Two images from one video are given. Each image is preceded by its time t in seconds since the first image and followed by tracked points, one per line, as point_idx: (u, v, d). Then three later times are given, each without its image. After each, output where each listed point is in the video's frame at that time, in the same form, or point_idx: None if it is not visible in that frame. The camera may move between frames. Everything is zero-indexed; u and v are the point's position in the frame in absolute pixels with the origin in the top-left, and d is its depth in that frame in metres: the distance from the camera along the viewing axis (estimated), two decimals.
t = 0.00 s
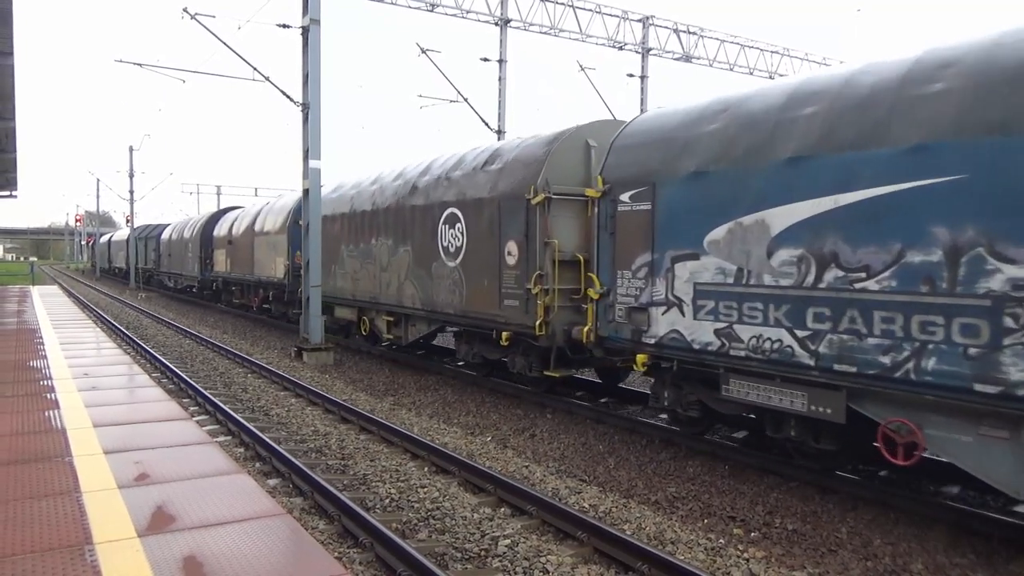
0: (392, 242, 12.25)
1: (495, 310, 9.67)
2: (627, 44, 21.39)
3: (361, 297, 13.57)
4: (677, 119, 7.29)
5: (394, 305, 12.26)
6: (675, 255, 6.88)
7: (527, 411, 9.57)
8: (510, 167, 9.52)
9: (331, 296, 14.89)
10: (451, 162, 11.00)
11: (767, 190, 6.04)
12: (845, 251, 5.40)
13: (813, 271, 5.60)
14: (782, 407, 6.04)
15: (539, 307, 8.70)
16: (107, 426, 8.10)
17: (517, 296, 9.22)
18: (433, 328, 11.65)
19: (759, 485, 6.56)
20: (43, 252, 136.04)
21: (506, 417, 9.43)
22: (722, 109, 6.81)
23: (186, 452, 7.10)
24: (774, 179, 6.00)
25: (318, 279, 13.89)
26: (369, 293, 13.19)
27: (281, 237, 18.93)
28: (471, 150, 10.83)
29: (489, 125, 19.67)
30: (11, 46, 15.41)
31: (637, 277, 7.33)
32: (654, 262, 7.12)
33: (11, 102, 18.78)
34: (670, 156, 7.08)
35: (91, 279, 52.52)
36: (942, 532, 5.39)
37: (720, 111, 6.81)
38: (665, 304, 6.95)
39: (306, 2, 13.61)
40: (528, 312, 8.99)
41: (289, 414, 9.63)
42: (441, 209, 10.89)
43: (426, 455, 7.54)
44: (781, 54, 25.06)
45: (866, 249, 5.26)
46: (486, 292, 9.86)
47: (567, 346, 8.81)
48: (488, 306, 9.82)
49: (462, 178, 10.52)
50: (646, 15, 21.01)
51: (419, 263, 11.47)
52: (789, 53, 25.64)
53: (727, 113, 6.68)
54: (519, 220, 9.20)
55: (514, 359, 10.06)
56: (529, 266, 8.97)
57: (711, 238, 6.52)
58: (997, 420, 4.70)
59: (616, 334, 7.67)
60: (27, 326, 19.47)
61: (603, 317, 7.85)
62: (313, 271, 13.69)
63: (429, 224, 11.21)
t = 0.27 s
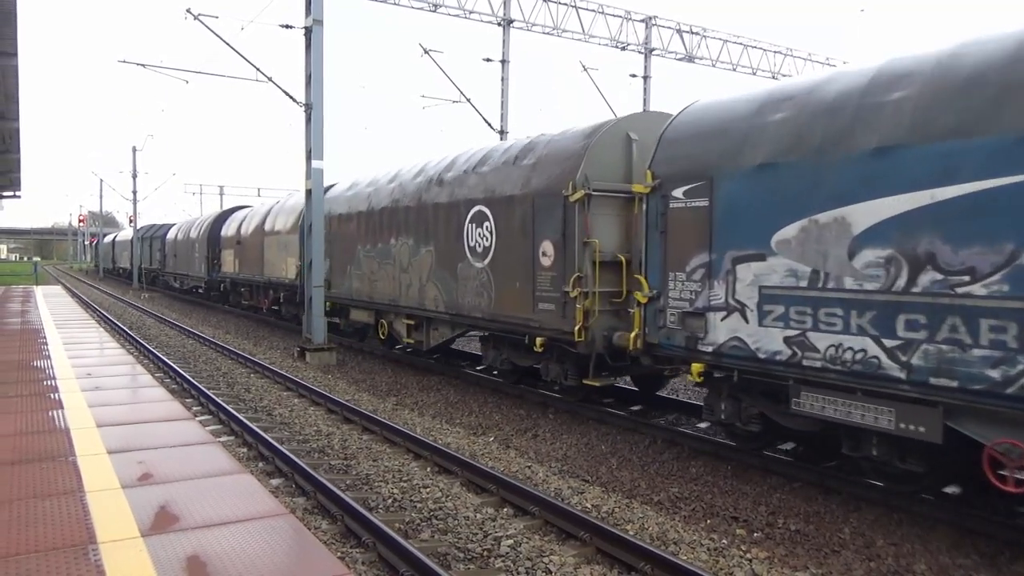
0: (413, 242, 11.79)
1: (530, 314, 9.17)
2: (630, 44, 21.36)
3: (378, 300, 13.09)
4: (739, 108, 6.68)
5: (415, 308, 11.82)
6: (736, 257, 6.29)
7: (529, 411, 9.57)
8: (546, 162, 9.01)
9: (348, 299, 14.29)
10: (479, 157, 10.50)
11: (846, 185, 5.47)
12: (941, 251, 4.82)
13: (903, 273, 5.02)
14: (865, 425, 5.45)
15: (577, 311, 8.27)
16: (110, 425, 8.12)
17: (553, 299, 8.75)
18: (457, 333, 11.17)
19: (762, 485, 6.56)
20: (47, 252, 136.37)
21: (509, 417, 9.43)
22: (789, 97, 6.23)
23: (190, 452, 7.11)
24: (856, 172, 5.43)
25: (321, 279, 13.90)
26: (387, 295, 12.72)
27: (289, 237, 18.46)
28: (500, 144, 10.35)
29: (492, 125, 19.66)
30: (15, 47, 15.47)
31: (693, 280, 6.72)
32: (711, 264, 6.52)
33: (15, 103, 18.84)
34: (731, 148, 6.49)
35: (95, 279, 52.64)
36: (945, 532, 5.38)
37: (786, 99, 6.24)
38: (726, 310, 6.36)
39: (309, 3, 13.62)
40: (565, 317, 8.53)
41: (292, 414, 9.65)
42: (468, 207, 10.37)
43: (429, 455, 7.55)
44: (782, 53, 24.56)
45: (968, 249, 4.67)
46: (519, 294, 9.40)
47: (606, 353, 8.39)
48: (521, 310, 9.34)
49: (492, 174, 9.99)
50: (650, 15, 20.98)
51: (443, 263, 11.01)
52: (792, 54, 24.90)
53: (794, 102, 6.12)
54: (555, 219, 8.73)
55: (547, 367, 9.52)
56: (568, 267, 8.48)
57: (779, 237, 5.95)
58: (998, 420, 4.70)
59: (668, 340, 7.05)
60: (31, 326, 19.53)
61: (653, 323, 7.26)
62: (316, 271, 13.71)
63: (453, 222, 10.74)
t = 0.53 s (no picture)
0: (435, 243, 11.32)
1: (566, 320, 8.62)
2: (630, 45, 21.38)
3: (396, 303, 12.58)
4: (813, 96, 6.10)
5: (436, 312, 11.34)
6: (807, 258, 5.77)
7: (529, 412, 9.57)
8: (583, 156, 8.53)
9: (364, 302, 13.79)
10: (508, 153, 9.97)
11: (937, 182, 4.93)
12: None
13: (1012, 277, 4.44)
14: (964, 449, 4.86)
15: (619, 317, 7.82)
16: (110, 425, 8.12)
17: (592, 304, 8.24)
18: (481, 338, 10.65)
19: (761, 486, 6.56)
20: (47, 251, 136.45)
21: (508, 418, 9.43)
22: (866, 82, 5.68)
23: (191, 452, 7.11)
24: (959, 162, 4.82)
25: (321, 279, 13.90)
26: (405, 297, 12.23)
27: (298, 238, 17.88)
28: (531, 139, 9.82)
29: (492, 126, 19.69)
30: (16, 47, 15.49)
31: (755, 284, 6.21)
32: (777, 266, 6.01)
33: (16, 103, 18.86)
34: (804, 137, 5.93)
35: (95, 278, 52.69)
36: (944, 534, 5.39)
37: (862, 85, 5.69)
38: (794, 317, 5.86)
39: (310, 3, 13.63)
40: (605, 323, 8.04)
41: (292, 414, 9.65)
42: (497, 205, 9.85)
43: (428, 456, 7.55)
44: (782, 55, 25.75)
45: None
46: (552, 298, 8.89)
47: (648, 362, 7.92)
48: (556, 315, 8.81)
49: (523, 169, 9.46)
50: (650, 16, 21.00)
51: (467, 265, 10.50)
52: (793, 54, 25.98)
53: (872, 88, 5.58)
54: (594, 218, 8.21)
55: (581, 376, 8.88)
56: (608, 271, 8.02)
57: (859, 237, 5.39)
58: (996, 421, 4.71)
59: (723, 349, 6.56)
60: (31, 326, 19.54)
61: (705, 330, 6.78)
62: (316, 271, 13.70)
63: (479, 221, 10.24)
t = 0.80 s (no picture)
0: (460, 243, 10.69)
1: (611, 327, 7.98)
2: (633, 46, 21.38)
3: (417, 307, 11.92)
4: (909, 79, 5.38)
5: (461, 316, 10.68)
6: (901, 260, 5.14)
7: (530, 413, 9.57)
8: (629, 149, 7.87)
9: (382, 306, 13.17)
10: (544, 146, 9.31)
11: None
12: None
13: None
14: None
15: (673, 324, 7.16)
16: (112, 425, 8.13)
17: (641, 310, 7.58)
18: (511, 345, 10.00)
19: (763, 488, 6.55)
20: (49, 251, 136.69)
21: (510, 418, 9.44)
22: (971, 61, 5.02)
23: (193, 453, 7.11)
24: None
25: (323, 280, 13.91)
26: (427, 300, 11.59)
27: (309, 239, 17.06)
28: (568, 131, 9.15)
29: (494, 127, 19.70)
30: (19, 47, 15.52)
31: (838, 290, 5.56)
32: (866, 270, 5.36)
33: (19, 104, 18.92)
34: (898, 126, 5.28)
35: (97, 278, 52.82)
36: (947, 536, 5.38)
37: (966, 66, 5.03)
38: (887, 326, 5.21)
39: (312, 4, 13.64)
40: (656, 331, 7.41)
41: (293, 414, 9.66)
42: (531, 203, 9.21)
43: (430, 457, 7.55)
44: (785, 56, 26.36)
45: None
46: (595, 303, 8.22)
47: (702, 373, 7.34)
48: (600, 322, 8.14)
49: (561, 164, 8.81)
50: (653, 17, 21.03)
51: (497, 266, 9.84)
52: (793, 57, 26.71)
53: (979, 70, 4.92)
54: (644, 216, 7.56)
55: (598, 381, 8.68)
56: (659, 275, 7.40)
57: (968, 237, 4.75)
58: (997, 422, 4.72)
59: (801, 361, 5.86)
60: (33, 326, 19.57)
61: (779, 341, 6.06)
62: (318, 271, 13.71)
63: (511, 219, 9.59)
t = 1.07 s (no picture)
0: (488, 244, 10.10)
1: (661, 334, 7.33)
2: (634, 47, 21.39)
3: (439, 310, 11.31)
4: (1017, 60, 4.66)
5: (489, 321, 10.08)
6: (1014, 263, 4.47)
7: (532, 414, 9.56)
8: (679, 141, 7.24)
9: (400, 308, 12.57)
10: (583, 140, 8.69)
11: None
12: None
13: None
14: None
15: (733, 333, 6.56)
16: (114, 426, 8.14)
17: (697, 316, 6.94)
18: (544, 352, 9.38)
19: (765, 489, 6.55)
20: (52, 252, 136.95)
21: (512, 419, 9.44)
22: None
23: (195, 453, 7.12)
24: None
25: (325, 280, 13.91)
26: (450, 303, 10.99)
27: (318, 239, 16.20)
28: (609, 124, 8.53)
29: (496, 127, 19.71)
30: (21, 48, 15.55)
31: (935, 296, 4.88)
32: (970, 274, 4.69)
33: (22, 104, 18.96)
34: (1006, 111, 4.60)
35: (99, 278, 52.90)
36: (948, 537, 5.38)
37: None
38: (997, 337, 4.54)
39: (314, 5, 13.66)
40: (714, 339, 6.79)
41: (295, 415, 9.66)
42: (568, 200, 8.59)
43: (431, 458, 7.55)
44: (788, 57, 26.96)
45: None
46: (641, 309, 7.56)
47: (764, 385, 6.74)
48: (648, 328, 7.48)
49: (601, 159, 8.20)
50: (654, 18, 21.05)
51: (529, 268, 9.22)
52: (798, 57, 27.21)
53: None
54: (698, 214, 6.92)
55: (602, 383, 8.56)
56: (716, 278, 6.75)
57: None
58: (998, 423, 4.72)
59: (887, 374, 5.20)
60: (36, 326, 19.59)
61: (861, 351, 5.39)
62: (319, 272, 13.71)
63: (543, 218, 8.98)
